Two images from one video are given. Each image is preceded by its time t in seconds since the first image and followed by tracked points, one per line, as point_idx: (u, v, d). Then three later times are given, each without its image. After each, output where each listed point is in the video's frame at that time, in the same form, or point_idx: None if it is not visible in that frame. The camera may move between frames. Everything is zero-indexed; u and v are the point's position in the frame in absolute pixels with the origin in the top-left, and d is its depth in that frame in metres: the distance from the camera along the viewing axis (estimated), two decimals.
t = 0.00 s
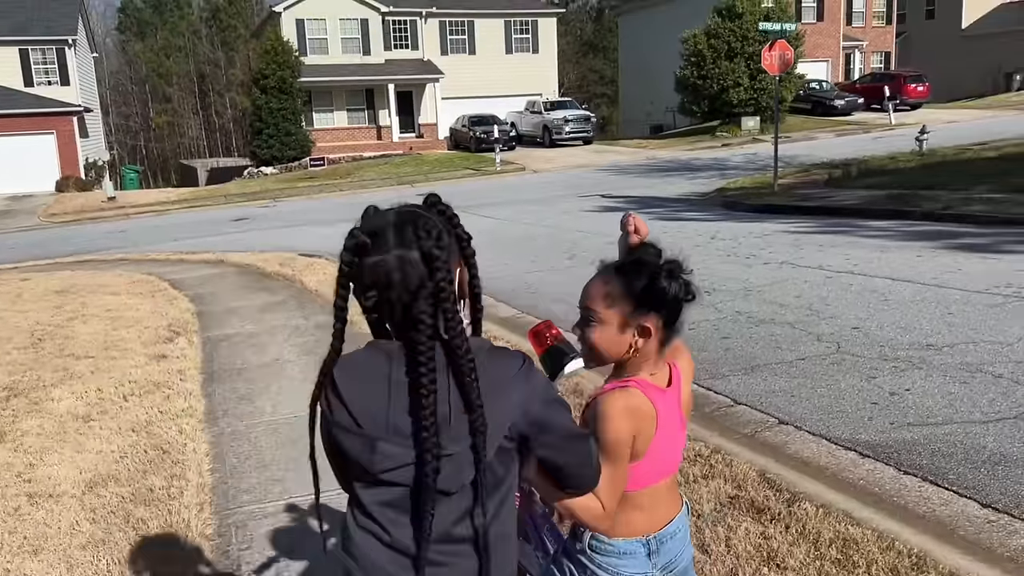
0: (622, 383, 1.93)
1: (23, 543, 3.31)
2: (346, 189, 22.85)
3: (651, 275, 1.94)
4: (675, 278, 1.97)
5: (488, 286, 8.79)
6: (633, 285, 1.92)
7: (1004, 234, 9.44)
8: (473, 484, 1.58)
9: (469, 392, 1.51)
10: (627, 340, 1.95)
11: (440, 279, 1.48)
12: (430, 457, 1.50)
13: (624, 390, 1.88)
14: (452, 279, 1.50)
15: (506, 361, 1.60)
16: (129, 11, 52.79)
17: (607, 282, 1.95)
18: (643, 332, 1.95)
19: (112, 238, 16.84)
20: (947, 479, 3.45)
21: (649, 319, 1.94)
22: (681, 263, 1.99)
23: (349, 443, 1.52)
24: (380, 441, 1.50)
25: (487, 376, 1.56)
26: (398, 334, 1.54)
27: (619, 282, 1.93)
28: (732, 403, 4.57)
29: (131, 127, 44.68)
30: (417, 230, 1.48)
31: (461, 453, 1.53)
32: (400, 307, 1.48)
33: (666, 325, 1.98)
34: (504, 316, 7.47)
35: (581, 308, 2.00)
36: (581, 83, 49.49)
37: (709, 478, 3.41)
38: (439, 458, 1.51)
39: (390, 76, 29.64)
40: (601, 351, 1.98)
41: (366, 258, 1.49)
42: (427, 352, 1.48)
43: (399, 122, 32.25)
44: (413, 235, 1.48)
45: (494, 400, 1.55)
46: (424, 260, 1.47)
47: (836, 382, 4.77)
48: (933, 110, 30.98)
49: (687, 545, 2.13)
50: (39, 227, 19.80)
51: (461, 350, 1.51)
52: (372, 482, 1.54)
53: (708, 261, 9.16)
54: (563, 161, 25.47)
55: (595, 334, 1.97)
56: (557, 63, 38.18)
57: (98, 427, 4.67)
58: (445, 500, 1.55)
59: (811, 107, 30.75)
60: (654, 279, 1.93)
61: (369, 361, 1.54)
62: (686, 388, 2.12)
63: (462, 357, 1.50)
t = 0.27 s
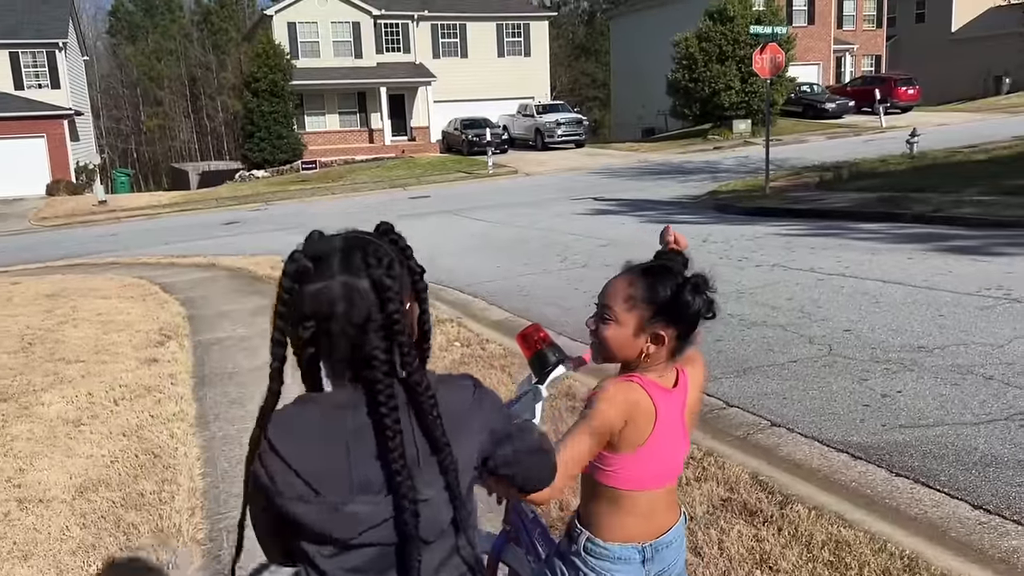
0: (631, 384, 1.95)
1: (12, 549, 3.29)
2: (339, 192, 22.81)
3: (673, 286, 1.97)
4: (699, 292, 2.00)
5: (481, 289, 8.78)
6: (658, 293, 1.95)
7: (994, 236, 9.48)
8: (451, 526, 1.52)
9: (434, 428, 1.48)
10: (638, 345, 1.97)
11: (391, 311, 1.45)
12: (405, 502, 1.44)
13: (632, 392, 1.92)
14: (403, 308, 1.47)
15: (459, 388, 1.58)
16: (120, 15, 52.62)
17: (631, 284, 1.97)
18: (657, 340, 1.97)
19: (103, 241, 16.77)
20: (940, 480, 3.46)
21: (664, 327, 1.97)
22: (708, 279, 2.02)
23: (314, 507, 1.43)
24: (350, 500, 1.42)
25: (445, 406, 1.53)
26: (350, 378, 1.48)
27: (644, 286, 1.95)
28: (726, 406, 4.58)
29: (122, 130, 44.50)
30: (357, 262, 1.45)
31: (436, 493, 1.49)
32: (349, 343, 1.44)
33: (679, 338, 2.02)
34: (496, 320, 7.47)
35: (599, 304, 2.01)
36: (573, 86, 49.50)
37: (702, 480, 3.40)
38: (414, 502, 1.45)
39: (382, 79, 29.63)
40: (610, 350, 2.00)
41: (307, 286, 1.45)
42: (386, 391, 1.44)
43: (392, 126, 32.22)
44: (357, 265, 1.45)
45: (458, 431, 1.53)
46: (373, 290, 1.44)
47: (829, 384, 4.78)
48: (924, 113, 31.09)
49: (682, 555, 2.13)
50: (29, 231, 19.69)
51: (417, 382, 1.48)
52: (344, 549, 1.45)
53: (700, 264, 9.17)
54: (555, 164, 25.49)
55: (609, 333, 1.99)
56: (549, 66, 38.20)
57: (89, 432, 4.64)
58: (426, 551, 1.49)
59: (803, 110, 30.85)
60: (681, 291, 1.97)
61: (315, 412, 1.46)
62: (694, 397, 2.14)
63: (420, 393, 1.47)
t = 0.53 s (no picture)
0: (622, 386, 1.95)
1: (9, 551, 3.28)
2: (334, 194, 22.79)
3: (667, 289, 1.96)
4: (693, 294, 1.98)
5: (476, 291, 8.78)
6: (651, 296, 1.95)
7: (989, 237, 9.52)
8: (372, 555, 1.36)
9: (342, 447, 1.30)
10: (633, 348, 1.97)
11: (302, 311, 1.29)
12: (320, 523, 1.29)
13: (624, 393, 1.91)
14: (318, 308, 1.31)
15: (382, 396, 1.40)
16: (114, 17, 52.56)
17: (624, 288, 1.97)
18: (652, 342, 1.97)
19: (98, 243, 16.73)
20: (935, 480, 3.46)
21: (658, 330, 1.96)
22: (701, 279, 2.00)
23: (225, 538, 1.27)
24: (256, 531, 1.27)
25: (358, 425, 1.34)
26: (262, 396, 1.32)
27: (638, 290, 1.95)
28: (722, 406, 4.58)
29: (117, 132, 44.43)
30: (268, 257, 1.30)
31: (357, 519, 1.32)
32: (257, 350, 1.29)
33: (675, 341, 2.00)
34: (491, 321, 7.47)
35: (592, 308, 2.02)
36: (568, 88, 49.52)
37: (698, 480, 3.41)
38: (310, 531, 1.28)
39: (377, 81, 29.63)
40: (604, 353, 2.00)
41: (219, 283, 1.30)
42: (287, 404, 1.29)
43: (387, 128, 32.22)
44: (272, 263, 1.30)
45: (376, 453, 1.35)
46: (287, 290, 1.29)
47: (825, 384, 4.79)
48: (918, 114, 31.19)
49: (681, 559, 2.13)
50: (23, 233, 19.65)
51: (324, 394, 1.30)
52: None
53: (695, 265, 9.19)
54: (551, 166, 25.51)
55: (603, 336, 1.99)
56: (544, 68, 38.23)
57: (84, 434, 4.64)
58: None
59: (797, 112, 30.94)
60: (674, 293, 1.96)
61: (222, 429, 1.30)
62: (691, 398, 2.12)
63: (321, 411, 1.29)
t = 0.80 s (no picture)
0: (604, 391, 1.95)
1: (6, 554, 3.27)
2: (331, 195, 22.76)
3: (647, 295, 1.98)
4: (672, 300, 2.00)
5: (474, 292, 8.77)
6: (632, 302, 1.96)
7: (986, 238, 9.53)
8: (346, 563, 1.38)
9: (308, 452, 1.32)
10: (613, 353, 1.98)
11: (274, 310, 1.32)
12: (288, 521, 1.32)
13: (602, 400, 1.91)
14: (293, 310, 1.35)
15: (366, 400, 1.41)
16: (111, 19, 52.45)
17: (603, 293, 1.98)
18: (630, 347, 1.98)
19: (95, 245, 16.70)
20: (932, 481, 3.47)
21: (637, 334, 1.98)
22: (680, 287, 2.03)
23: (197, 540, 1.34)
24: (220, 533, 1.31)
25: (330, 429, 1.36)
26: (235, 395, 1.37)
27: (618, 294, 1.96)
28: (719, 408, 4.58)
29: (113, 133, 44.31)
30: (246, 255, 1.35)
31: (328, 523, 1.35)
32: (229, 346, 1.34)
33: (654, 347, 2.02)
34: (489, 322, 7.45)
35: (571, 311, 2.03)
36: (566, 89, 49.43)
37: (696, 482, 3.41)
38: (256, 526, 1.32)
39: (375, 82, 29.61)
40: (582, 358, 2.01)
41: (198, 280, 1.36)
42: (250, 406, 1.32)
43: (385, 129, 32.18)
44: (249, 261, 1.35)
45: (353, 458, 1.36)
46: (262, 288, 1.34)
47: (822, 386, 4.79)
48: (916, 115, 31.18)
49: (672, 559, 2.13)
50: (20, 235, 19.60)
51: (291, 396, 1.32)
52: None
53: (692, 266, 9.18)
54: (548, 167, 25.50)
55: (582, 341, 2.00)
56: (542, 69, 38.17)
57: (81, 436, 4.63)
58: None
59: (795, 113, 30.94)
60: (655, 299, 1.98)
61: (203, 431, 1.37)
62: (671, 398, 2.14)
63: (285, 410, 1.31)
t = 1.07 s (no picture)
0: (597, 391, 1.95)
1: (5, 555, 3.27)
2: (330, 196, 22.77)
3: (642, 298, 1.99)
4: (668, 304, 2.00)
5: (473, 292, 8.77)
6: (624, 305, 1.97)
7: (985, 237, 9.54)
8: (364, 559, 1.37)
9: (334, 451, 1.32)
10: (606, 355, 1.99)
11: (309, 305, 1.34)
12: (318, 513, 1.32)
13: (598, 397, 1.90)
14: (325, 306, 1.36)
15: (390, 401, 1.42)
16: (109, 19, 52.43)
17: (600, 295, 1.97)
18: (621, 347, 1.99)
19: (94, 246, 16.69)
20: (932, 481, 3.46)
21: (628, 338, 1.99)
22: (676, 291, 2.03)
23: (222, 529, 1.35)
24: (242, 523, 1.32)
25: (358, 429, 1.37)
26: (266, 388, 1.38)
27: (612, 298, 1.96)
28: (718, 408, 4.57)
29: (111, 134, 44.28)
30: (282, 250, 1.37)
31: (350, 521, 1.35)
32: (265, 336, 1.36)
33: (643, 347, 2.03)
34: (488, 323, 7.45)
35: (560, 309, 2.03)
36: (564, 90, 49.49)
37: (695, 482, 3.41)
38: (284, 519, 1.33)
39: (373, 83, 29.60)
40: (571, 357, 2.02)
41: (235, 272, 1.38)
42: (279, 399, 1.34)
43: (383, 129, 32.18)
44: (287, 254, 1.37)
45: (376, 461, 1.37)
46: (297, 283, 1.35)
47: (820, 386, 4.78)
48: (913, 116, 31.20)
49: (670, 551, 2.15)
50: (18, 236, 19.59)
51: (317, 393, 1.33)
52: None
53: (691, 266, 9.18)
54: (547, 168, 25.50)
55: (574, 340, 2.01)
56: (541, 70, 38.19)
57: (79, 437, 4.61)
58: None
59: (793, 113, 30.99)
60: (651, 305, 1.98)
61: (231, 420, 1.39)
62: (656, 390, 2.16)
63: (311, 406, 1.32)
